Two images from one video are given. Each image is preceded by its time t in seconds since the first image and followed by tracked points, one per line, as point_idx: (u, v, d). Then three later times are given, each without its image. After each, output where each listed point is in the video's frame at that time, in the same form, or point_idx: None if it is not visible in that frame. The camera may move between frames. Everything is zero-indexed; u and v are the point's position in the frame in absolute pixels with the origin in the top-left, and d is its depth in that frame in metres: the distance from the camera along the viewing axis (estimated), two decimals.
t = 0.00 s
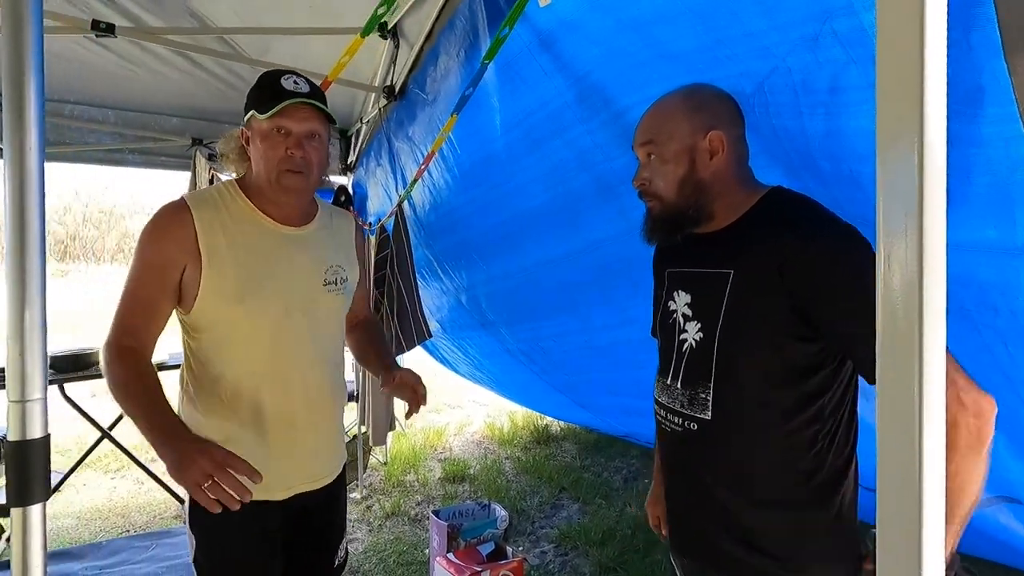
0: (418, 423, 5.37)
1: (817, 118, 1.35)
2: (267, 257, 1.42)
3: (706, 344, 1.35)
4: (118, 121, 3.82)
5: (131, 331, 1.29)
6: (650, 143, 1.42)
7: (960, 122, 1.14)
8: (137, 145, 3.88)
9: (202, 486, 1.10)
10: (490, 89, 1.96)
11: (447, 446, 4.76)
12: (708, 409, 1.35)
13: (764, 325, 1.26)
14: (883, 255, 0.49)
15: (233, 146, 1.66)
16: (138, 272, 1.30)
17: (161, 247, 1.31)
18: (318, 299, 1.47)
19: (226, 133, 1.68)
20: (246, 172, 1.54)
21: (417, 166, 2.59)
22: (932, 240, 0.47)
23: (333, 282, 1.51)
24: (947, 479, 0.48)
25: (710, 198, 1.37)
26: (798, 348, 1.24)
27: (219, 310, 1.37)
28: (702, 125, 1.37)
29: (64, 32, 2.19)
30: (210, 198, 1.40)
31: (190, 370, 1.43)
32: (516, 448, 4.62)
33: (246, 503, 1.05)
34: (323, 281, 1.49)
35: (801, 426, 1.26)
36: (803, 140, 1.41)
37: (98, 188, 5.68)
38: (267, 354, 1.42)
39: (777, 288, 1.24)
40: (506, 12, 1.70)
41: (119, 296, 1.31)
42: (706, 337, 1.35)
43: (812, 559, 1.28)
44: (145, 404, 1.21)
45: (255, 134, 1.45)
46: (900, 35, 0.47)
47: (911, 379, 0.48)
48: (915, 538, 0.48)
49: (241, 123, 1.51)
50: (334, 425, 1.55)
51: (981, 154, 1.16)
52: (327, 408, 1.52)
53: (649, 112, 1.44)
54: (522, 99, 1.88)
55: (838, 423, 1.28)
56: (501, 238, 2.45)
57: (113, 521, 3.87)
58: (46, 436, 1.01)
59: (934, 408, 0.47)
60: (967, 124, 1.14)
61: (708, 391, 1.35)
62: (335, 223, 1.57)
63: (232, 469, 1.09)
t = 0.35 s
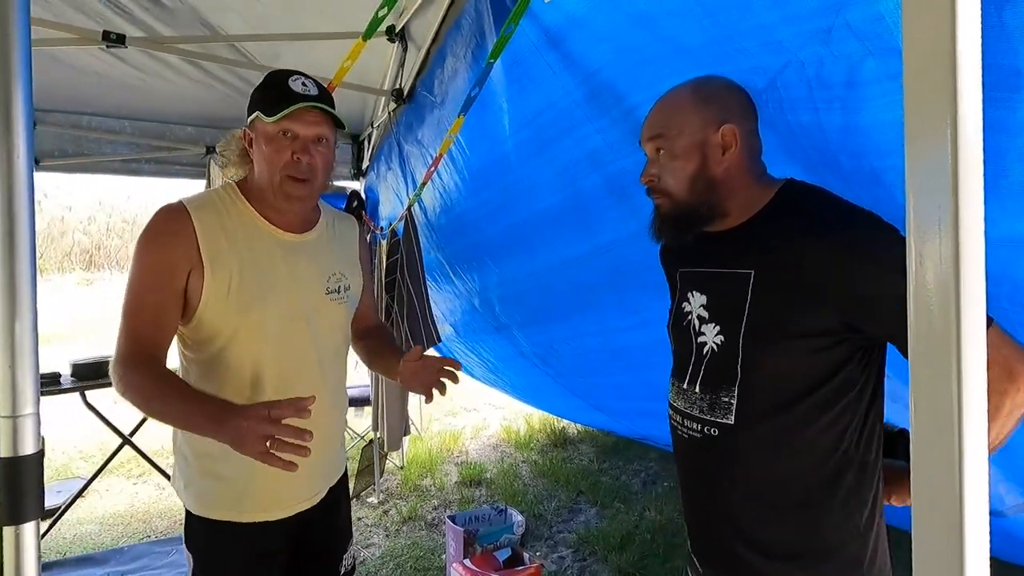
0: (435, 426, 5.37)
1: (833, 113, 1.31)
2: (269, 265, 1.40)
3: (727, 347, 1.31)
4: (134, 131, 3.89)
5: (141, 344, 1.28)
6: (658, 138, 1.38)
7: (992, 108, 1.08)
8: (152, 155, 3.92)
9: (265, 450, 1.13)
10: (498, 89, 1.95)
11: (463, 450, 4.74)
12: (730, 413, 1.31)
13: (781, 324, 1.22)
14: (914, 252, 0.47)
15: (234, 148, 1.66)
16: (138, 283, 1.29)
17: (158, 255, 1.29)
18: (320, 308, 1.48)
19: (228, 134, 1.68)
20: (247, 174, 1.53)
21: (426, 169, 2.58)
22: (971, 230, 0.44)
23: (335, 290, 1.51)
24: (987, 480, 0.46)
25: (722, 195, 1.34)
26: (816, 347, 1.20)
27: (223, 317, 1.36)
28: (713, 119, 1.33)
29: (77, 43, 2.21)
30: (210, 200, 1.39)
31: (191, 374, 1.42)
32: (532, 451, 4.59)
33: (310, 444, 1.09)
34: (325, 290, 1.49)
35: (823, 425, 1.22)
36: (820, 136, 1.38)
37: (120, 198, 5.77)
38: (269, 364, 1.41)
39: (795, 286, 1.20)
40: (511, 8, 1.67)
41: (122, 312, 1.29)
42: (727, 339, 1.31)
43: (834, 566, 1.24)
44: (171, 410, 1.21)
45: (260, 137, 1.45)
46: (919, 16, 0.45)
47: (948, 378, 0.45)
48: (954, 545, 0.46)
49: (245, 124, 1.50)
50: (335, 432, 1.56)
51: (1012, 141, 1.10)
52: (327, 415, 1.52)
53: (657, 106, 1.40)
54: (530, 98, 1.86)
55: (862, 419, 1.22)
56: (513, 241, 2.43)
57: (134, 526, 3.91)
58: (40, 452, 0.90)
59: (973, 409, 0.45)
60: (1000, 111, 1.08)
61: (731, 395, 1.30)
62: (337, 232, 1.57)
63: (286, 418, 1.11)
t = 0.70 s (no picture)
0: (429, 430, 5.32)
1: (839, 114, 1.27)
2: (254, 272, 1.37)
3: (731, 351, 1.26)
4: (124, 130, 3.80)
5: (112, 355, 1.20)
6: (660, 138, 1.34)
7: None
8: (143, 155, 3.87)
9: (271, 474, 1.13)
10: (493, 89, 1.91)
11: (458, 454, 4.70)
12: (735, 418, 1.26)
13: (785, 329, 1.19)
14: (940, 252, 0.41)
15: (211, 139, 1.58)
16: (107, 290, 1.19)
17: (132, 260, 1.21)
18: (306, 312, 1.48)
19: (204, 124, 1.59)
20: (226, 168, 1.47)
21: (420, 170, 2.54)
22: (1000, 232, 0.38)
23: (318, 293, 1.51)
24: None
25: (726, 197, 1.31)
26: (822, 349, 1.17)
27: (205, 325, 1.31)
28: (717, 118, 1.30)
29: (62, 40, 2.17)
30: (186, 197, 1.33)
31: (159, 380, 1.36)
32: (528, 455, 4.55)
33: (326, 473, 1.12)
34: (310, 293, 1.49)
35: (829, 430, 1.19)
36: (825, 136, 1.35)
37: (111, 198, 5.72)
38: (258, 371, 1.38)
39: (800, 288, 1.17)
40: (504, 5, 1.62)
41: (88, 321, 1.20)
42: (731, 344, 1.27)
43: None
44: (159, 429, 1.16)
45: (249, 132, 1.40)
46: None
47: (977, 386, 0.40)
48: (981, 575, 0.40)
49: (230, 116, 1.44)
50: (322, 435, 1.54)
51: None
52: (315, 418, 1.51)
53: (657, 104, 1.36)
54: (526, 98, 1.82)
55: (866, 422, 1.21)
56: (508, 243, 2.40)
57: (124, 533, 3.84)
58: None
59: (1008, 425, 0.39)
60: None
61: (736, 400, 1.26)
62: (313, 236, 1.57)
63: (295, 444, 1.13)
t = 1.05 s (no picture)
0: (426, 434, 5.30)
1: (848, 118, 1.26)
2: (235, 275, 1.35)
3: (735, 358, 1.24)
4: (122, 130, 3.80)
5: (82, 367, 1.13)
6: (665, 146, 1.33)
7: None
8: (140, 155, 3.87)
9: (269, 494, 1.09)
10: (494, 91, 1.89)
11: (455, 458, 4.67)
12: (737, 426, 1.24)
13: (789, 335, 1.17)
14: (961, 265, 0.38)
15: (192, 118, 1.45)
16: (78, 297, 1.12)
17: (107, 263, 1.15)
18: (285, 313, 1.45)
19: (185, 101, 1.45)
20: (213, 160, 1.40)
21: (419, 172, 2.53)
22: None
23: (299, 294, 1.49)
24: None
25: (732, 204, 1.29)
26: (827, 356, 1.15)
27: (183, 329, 1.28)
28: (722, 124, 1.29)
29: (59, 38, 2.16)
30: (166, 194, 1.29)
31: (127, 387, 1.31)
32: (525, 460, 4.52)
33: (332, 490, 1.09)
34: (291, 294, 1.47)
35: (830, 440, 1.17)
36: (832, 141, 1.33)
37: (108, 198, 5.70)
38: (239, 376, 1.36)
39: (806, 294, 1.15)
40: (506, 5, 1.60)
41: (54, 332, 1.12)
42: (734, 350, 1.24)
43: None
44: (142, 446, 1.11)
45: (258, 140, 1.34)
46: None
47: (995, 400, 0.36)
48: None
49: (231, 112, 1.34)
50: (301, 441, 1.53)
51: None
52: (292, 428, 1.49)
53: (661, 111, 1.35)
54: (528, 100, 1.80)
55: (868, 433, 1.19)
56: (507, 247, 2.38)
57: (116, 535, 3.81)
58: None
59: None
60: None
61: (739, 407, 1.23)
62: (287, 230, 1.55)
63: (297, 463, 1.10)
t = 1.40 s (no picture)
0: (420, 439, 5.27)
1: (839, 117, 1.26)
2: (200, 280, 1.32)
3: (730, 358, 1.23)
4: (109, 136, 3.76)
5: (40, 382, 1.08)
6: (656, 150, 1.32)
7: None
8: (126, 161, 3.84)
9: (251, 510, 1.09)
10: (484, 92, 1.87)
11: (450, 463, 4.64)
12: (734, 425, 1.23)
13: (785, 335, 1.16)
14: (964, 264, 0.36)
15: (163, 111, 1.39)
16: (34, 307, 1.07)
17: (64, 271, 1.09)
18: (255, 317, 1.43)
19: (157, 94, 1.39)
20: (185, 159, 1.35)
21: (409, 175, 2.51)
22: None
23: (270, 299, 1.49)
24: None
25: (726, 205, 1.28)
26: (824, 353, 1.14)
27: (148, 337, 1.24)
28: (712, 126, 1.27)
29: (41, 42, 2.12)
30: (128, 195, 1.25)
31: (94, 399, 1.26)
32: (520, 464, 4.50)
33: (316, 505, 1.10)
34: (261, 298, 1.45)
35: (824, 440, 1.17)
36: (825, 139, 1.33)
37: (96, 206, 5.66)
38: (209, 382, 1.34)
39: (801, 292, 1.14)
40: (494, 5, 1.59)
41: (8, 344, 1.06)
42: (730, 351, 1.23)
43: None
44: (110, 464, 1.08)
45: (239, 142, 1.32)
46: None
47: (997, 397, 0.34)
48: None
49: (211, 111, 1.30)
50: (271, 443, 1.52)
51: None
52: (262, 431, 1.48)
53: (651, 114, 1.34)
54: (517, 101, 1.79)
55: (863, 433, 1.18)
56: (499, 249, 2.36)
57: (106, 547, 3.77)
58: None
59: None
60: None
61: (736, 407, 1.22)
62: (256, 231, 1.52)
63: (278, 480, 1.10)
